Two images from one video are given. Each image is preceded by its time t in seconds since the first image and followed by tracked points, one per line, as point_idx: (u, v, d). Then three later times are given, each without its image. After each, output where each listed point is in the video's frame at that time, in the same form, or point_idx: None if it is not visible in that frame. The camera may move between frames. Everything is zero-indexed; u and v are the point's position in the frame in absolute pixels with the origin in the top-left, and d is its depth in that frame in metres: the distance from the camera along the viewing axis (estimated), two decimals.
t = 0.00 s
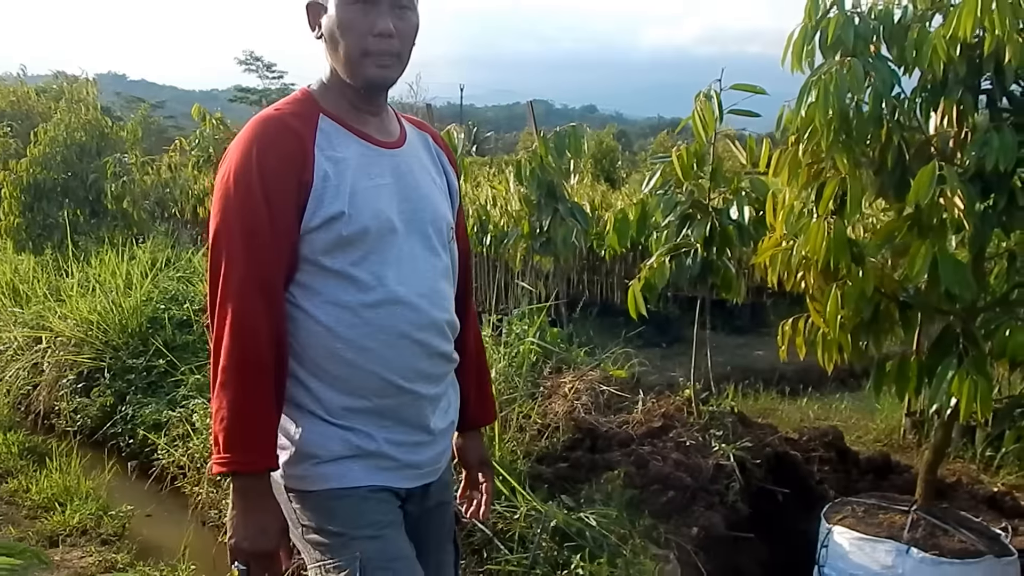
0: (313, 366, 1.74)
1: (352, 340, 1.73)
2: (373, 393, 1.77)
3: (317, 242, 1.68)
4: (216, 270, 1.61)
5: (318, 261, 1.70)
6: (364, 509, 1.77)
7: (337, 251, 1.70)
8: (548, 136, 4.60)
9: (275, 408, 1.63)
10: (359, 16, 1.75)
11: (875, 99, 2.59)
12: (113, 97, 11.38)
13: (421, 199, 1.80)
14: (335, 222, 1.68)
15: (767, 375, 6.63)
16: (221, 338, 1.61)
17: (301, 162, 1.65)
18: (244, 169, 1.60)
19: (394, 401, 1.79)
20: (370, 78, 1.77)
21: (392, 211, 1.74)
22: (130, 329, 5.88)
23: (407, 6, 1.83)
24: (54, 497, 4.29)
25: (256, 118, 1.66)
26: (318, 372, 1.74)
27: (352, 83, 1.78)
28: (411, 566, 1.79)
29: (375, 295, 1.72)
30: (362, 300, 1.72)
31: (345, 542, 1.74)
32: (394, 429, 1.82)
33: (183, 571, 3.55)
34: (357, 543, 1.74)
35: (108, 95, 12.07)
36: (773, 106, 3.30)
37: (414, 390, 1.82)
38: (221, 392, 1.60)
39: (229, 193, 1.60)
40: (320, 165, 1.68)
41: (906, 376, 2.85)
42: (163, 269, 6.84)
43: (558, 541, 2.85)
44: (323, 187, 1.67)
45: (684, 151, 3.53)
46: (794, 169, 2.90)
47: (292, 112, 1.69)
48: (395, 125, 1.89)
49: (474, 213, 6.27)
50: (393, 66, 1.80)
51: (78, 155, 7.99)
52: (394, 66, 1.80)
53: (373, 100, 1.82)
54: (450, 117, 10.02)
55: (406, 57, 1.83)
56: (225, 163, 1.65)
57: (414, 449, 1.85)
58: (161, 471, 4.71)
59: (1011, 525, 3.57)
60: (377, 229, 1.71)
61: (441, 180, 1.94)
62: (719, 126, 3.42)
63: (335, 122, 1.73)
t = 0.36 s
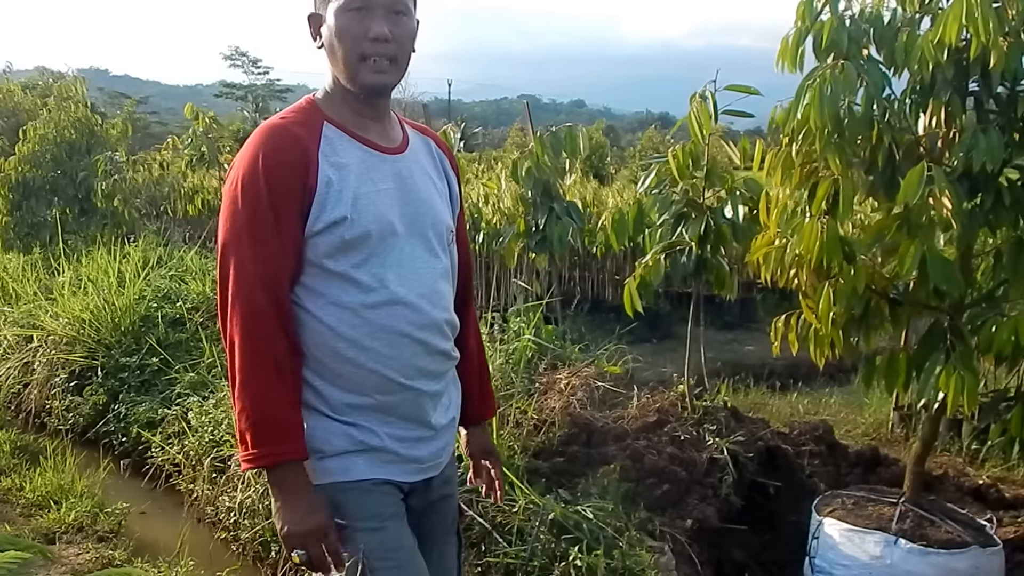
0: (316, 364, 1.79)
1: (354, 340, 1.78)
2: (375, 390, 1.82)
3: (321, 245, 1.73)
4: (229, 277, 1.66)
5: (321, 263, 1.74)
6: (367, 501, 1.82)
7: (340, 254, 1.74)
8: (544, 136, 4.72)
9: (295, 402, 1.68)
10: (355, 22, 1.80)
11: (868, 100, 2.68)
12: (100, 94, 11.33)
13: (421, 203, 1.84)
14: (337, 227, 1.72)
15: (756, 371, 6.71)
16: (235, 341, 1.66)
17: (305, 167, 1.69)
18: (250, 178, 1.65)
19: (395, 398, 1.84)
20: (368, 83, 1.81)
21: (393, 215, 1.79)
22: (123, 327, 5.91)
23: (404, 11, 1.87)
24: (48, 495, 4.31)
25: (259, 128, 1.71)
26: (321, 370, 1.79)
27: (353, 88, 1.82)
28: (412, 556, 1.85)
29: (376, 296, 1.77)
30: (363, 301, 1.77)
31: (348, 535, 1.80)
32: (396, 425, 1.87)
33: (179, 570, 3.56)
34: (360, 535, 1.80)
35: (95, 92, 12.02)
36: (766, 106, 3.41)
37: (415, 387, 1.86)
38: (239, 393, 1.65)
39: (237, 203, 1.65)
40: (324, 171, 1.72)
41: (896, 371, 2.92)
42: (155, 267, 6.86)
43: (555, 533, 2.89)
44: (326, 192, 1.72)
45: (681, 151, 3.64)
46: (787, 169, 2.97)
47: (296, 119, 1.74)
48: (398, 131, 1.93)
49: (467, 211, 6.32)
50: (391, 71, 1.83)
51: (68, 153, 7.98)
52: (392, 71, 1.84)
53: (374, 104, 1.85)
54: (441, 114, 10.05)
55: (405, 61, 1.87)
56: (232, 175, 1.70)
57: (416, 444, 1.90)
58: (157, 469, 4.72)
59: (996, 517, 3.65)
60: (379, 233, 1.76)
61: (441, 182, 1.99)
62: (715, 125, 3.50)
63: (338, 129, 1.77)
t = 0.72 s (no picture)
0: (321, 356, 1.78)
1: (360, 330, 1.76)
2: (382, 381, 1.81)
3: (324, 238, 1.72)
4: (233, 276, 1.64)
5: (325, 256, 1.73)
6: (377, 498, 1.79)
7: (343, 246, 1.73)
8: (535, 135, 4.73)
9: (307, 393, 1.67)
10: (360, 30, 1.79)
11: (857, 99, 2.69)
12: (84, 91, 11.21)
13: (421, 195, 1.84)
14: (340, 219, 1.71)
15: (742, 368, 6.74)
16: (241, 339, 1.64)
17: (307, 161, 1.68)
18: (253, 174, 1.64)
19: (402, 389, 1.83)
20: (368, 89, 1.80)
21: (394, 207, 1.78)
22: (113, 325, 5.85)
23: (409, 23, 1.84)
24: (39, 494, 4.22)
25: (258, 128, 1.69)
26: (326, 362, 1.78)
27: (353, 92, 1.81)
28: (420, 552, 1.82)
29: (381, 287, 1.76)
30: (369, 292, 1.75)
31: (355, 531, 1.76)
32: (402, 417, 1.86)
33: (172, 570, 3.52)
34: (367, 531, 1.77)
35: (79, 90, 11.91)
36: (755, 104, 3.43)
37: (421, 376, 1.85)
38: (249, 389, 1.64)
39: (239, 198, 1.63)
40: (326, 165, 1.71)
41: (886, 367, 2.93)
42: (145, 266, 6.79)
43: (547, 530, 2.88)
44: (328, 185, 1.70)
45: (671, 150, 3.67)
46: (778, 167, 2.99)
47: (297, 117, 1.73)
48: (396, 129, 1.92)
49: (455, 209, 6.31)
50: (389, 82, 1.82)
51: (58, 152, 7.86)
52: (392, 82, 1.83)
53: (374, 107, 1.84)
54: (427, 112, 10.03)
55: (405, 71, 1.86)
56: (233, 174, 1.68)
57: (422, 437, 1.89)
58: (147, 468, 4.66)
59: (983, 512, 3.68)
60: (382, 224, 1.75)
61: (439, 175, 1.98)
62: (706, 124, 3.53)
63: (340, 126, 1.77)
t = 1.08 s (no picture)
0: (315, 354, 1.77)
1: (353, 328, 1.76)
2: (376, 378, 1.80)
3: (317, 236, 1.71)
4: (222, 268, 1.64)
5: (317, 253, 1.72)
6: (370, 494, 1.80)
7: (335, 244, 1.73)
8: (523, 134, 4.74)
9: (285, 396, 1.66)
10: (345, 22, 1.79)
11: (844, 98, 2.69)
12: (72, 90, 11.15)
13: (414, 192, 1.83)
14: (332, 217, 1.71)
15: (731, 367, 6.76)
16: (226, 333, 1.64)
17: (300, 162, 1.67)
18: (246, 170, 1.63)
19: (395, 386, 1.83)
20: (359, 80, 1.80)
21: (387, 206, 1.77)
22: (101, 324, 5.81)
23: (392, 9, 1.84)
24: (28, 494, 4.19)
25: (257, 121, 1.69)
26: (320, 360, 1.78)
27: (346, 87, 1.81)
28: (414, 548, 1.82)
29: (374, 285, 1.76)
30: (361, 290, 1.75)
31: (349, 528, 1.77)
32: (396, 416, 1.85)
33: (161, 569, 3.50)
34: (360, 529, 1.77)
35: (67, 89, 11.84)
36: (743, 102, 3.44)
37: (414, 374, 1.84)
38: (228, 385, 1.64)
39: (232, 192, 1.63)
40: (318, 163, 1.70)
41: (874, 364, 2.95)
42: (133, 266, 6.75)
43: (538, 528, 2.89)
44: (320, 184, 1.69)
45: (659, 148, 3.63)
46: (766, 166, 3.00)
47: (292, 113, 1.72)
48: (391, 126, 1.92)
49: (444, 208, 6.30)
50: (381, 69, 1.82)
51: (45, 151, 7.80)
52: (383, 69, 1.82)
53: (367, 103, 1.84)
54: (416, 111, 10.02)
55: (395, 58, 1.85)
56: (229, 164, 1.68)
57: (416, 435, 1.88)
58: (136, 467, 4.65)
59: (971, 509, 3.70)
60: (375, 222, 1.74)
61: (435, 174, 1.98)
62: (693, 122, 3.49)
63: (333, 123, 1.76)
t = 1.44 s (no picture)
0: (309, 359, 1.76)
1: (347, 332, 1.75)
2: (368, 382, 1.79)
3: (313, 240, 1.70)
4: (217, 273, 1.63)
5: (312, 257, 1.71)
6: (359, 498, 1.78)
7: (330, 248, 1.72)
8: (509, 134, 4.73)
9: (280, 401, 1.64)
10: (322, 29, 1.78)
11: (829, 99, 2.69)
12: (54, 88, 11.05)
13: (410, 197, 1.82)
14: (328, 222, 1.70)
15: (716, 363, 6.78)
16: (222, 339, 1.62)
17: (295, 167, 1.66)
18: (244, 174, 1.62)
19: (388, 391, 1.82)
20: (344, 82, 1.78)
21: (383, 210, 1.76)
22: (85, 324, 5.76)
23: (366, 7, 1.82)
24: (12, 493, 4.13)
25: (253, 128, 1.68)
26: (313, 365, 1.76)
27: (333, 91, 1.80)
28: (404, 552, 1.81)
29: (369, 289, 1.75)
30: (357, 295, 1.74)
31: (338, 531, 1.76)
32: (389, 420, 1.84)
33: (148, 569, 3.47)
34: (351, 532, 1.75)
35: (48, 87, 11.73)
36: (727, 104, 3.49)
37: (407, 379, 1.84)
38: (224, 390, 1.61)
39: (228, 196, 1.62)
40: (314, 167, 1.69)
41: (860, 363, 2.97)
42: (117, 265, 6.70)
43: (525, 527, 2.88)
44: (317, 188, 1.69)
45: (645, 150, 3.68)
46: (751, 166, 3.01)
47: (287, 119, 1.71)
48: (385, 130, 1.90)
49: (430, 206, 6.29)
50: (364, 67, 1.80)
51: (29, 150, 7.73)
52: (367, 68, 1.81)
53: (357, 106, 1.82)
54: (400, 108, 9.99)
55: (378, 56, 1.84)
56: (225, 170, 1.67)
57: (409, 438, 1.87)
58: (121, 467, 4.59)
59: (956, 506, 3.73)
60: (371, 227, 1.74)
61: (433, 179, 1.97)
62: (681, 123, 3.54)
63: (326, 127, 1.75)
